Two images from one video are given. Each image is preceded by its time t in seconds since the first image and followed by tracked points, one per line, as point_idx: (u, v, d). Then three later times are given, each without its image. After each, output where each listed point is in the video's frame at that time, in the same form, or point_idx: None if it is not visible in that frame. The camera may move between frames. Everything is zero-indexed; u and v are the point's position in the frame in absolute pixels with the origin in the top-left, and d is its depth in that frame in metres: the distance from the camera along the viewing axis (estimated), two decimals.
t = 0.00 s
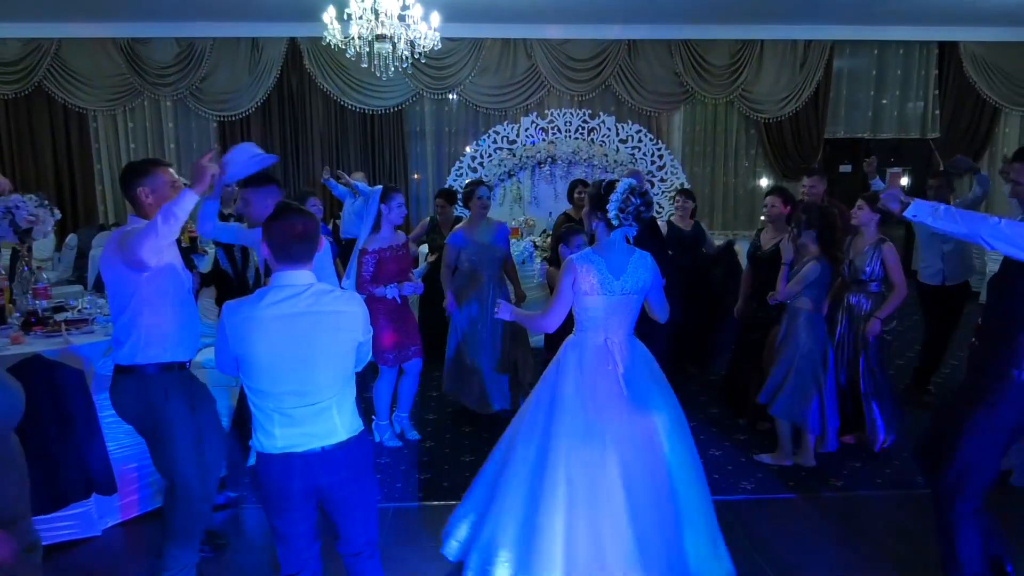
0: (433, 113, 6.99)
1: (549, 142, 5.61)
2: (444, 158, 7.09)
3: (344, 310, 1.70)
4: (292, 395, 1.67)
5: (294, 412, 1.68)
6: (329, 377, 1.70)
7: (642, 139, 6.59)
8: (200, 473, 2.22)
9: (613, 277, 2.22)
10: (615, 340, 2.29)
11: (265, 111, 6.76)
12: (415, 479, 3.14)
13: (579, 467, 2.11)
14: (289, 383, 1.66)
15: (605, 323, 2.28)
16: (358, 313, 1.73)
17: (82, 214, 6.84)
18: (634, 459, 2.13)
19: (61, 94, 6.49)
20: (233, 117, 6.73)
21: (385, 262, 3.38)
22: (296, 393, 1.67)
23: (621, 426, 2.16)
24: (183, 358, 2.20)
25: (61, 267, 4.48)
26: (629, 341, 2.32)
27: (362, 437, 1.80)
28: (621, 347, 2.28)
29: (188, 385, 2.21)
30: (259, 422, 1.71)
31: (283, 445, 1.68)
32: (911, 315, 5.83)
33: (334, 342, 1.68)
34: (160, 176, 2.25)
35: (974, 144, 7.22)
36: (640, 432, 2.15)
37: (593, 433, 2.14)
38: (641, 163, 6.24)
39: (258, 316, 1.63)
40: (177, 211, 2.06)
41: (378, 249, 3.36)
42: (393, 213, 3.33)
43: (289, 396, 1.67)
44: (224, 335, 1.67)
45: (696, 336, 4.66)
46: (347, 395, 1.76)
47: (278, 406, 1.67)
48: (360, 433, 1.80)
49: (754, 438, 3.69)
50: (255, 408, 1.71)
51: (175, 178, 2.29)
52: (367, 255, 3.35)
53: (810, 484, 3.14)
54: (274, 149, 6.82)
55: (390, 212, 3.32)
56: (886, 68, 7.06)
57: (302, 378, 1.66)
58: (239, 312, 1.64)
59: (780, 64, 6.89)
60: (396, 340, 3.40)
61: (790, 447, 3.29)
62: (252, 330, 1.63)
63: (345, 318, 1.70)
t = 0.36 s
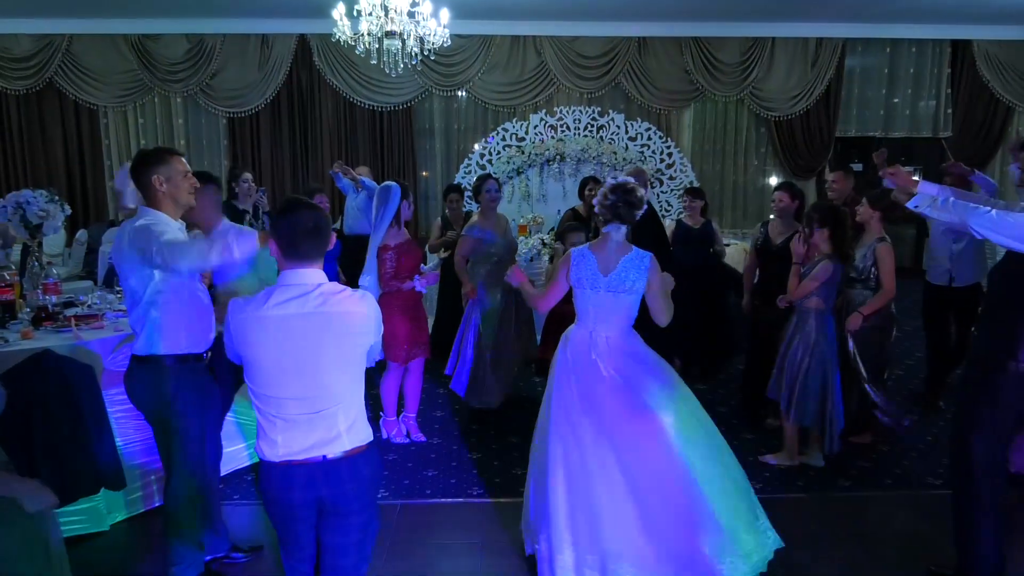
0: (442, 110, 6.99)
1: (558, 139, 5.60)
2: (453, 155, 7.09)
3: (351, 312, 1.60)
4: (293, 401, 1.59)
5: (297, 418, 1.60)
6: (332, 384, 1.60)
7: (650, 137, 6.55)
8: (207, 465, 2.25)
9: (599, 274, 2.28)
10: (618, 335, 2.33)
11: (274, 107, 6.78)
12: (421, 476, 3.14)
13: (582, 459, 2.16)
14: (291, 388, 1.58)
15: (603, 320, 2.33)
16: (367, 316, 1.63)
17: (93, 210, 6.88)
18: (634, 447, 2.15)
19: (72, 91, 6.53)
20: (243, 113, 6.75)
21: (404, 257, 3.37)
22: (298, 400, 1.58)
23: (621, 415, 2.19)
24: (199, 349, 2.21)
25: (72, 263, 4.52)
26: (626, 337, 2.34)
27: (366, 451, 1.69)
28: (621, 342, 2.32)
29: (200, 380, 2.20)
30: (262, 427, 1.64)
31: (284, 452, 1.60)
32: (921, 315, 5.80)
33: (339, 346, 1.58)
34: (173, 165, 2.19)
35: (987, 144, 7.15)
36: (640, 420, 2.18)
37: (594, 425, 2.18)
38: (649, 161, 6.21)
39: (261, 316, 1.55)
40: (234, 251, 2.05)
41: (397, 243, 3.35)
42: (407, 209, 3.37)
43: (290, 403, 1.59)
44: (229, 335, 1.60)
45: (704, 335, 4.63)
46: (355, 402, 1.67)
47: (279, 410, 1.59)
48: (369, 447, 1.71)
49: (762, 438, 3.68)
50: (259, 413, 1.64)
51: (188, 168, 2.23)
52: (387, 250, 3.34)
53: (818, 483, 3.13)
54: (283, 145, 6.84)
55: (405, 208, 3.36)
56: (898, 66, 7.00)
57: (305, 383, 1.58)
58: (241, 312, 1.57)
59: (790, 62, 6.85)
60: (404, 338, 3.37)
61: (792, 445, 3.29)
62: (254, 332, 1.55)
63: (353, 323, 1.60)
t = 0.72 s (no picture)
0: (435, 104, 6.98)
1: (552, 134, 5.59)
2: (447, 149, 7.09)
3: (341, 319, 1.54)
4: (277, 412, 1.52)
5: (279, 430, 1.53)
6: (318, 394, 1.54)
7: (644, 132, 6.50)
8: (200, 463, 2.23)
9: (577, 268, 2.32)
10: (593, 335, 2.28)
11: (266, 101, 6.75)
12: (416, 473, 3.14)
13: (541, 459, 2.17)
14: (274, 398, 1.51)
15: (583, 319, 2.31)
16: (358, 324, 1.56)
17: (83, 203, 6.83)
18: (592, 451, 2.12)
19: (62, 83, 6.47)
20: (235, 106, 6.71)
21: (403, 255, 3.36)
22: (281, 411, 1.52)
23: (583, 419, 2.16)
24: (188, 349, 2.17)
25: (62, 257, 4.49)
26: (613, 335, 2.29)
27: (355, 459, 1.66)
28: (597, 341, 2.27)
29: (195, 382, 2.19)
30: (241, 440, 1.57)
31: (265, 467, 1.54)
32: (912, 310, 5.84)
33: (325, 355, 1.52)
34: (175, 165, 2.17)
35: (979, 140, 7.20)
36: (601, 424, 2.14)
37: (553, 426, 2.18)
38: (643, 156, 6.19)
39: (245, 321, 1.50)
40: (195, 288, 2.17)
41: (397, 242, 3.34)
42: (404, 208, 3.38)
43: (273, 414, 1.52)
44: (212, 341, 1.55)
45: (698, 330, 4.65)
46: (340, 414, 1.60)
47: (259, 421, 1.53)
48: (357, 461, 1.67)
49: (755, 432, 3.69)
50: (237, 425, 1.58)
51: (189, 166, 2.20)
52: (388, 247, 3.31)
53: (811, 479, 3.14)
54: (276, 139, 6.82)
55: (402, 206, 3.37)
56: (891, 61, 7.01)
57: (288, 394, 1.51)
58: (224, 318, 1.51)
59: (784, 57, 6.85)
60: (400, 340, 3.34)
61: (791, 442, 3.24)
62: (238, 338, 1.50)
63: (337, 328, 1.53)
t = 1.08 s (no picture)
0: (440, 99, 6.97)
1: (556, 129, 5.59)
2: (451, 145, 7.09)
3: (317, 315, 1.45)
4: (243, 404, 1.47)
5: (253, 425, 1.48)
6: (294, 391, 1.47)
7: (649, 127, 6.49)
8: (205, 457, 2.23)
9: (577, 263, 2.28)
10: (591, 333, 2.24)
11: (271, 95, 6.75)
12: (420, 468, 3.15)
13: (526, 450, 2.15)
14: (246, 391, 1.45)
15: (583, 315, 2.27)
16: (337, 321, 1.47)
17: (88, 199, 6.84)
18: (571, 447, 2.09)
19: (67, 78, 6.47)
20: (240, 101, 6.72)
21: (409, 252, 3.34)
22: (256, 406, 1.47)
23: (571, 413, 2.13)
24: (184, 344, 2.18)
25: (66, 251, 4.49)
26: (612, 331, 2.23)
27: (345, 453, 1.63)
28: (594, 340, 2.22)
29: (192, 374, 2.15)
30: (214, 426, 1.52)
31: (237, 456, 1.49)
32: (917, 306, 5.82)
33: (299, 354, 1.44)
34: (206, 156, 2.24)
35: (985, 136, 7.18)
36: (587, 421, 2.10)
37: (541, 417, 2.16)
38: (648, 152, 6.16)
39: (215, 312, 1.42)
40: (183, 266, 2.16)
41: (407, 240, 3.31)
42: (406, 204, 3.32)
43: (248, 408, 1.47)
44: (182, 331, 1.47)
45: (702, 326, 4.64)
46: (316, 409, 1.53)
47: (232, 413, 1.48)
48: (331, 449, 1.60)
49: (759, 428, 3.69)
50: (211, 415, 1.52)
51: (220, 157, 2.26)
52: (398, 244, 3.29)
53: (816, 475, 3.14)
54: (280, 134, 6.83)
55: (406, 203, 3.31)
56: (898, 56, 6.98)
57: (262, 389, 1.45)
58: (196, 305, 1.44)
59: (790, 52, 6.82)
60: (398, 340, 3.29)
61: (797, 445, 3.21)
62: (208, 330, 1.43)
63: (308, 325, 1.44)
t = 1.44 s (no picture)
0: (439, 95, 6.96)
1: (555, 126, 5.58)
2: (449, 141, 7.07)
3: (298, 318, 1.44)
4: (231, 411, 1.45)
5: (238, 431, 1.46)
6: (280, 396, 1.45)
7: (648, 124, 6.48)
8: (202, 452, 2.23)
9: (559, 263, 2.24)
10: (575, 337, 2.20)
11: (269, 91, 6.74)
12: (417, 465, 3.15)
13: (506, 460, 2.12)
14: (232, 399, 1.43)
15: (566, 317, 2.22)
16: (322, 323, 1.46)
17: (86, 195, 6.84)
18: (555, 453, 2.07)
19: (65, 73, 6.45)
20: (238, 96, 6.70)
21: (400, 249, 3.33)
22: (240, 410, 1.45)
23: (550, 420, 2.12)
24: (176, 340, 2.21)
25: (63, 247, 4.48)
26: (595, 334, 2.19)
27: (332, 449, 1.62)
28: (577, 343, 2.18)
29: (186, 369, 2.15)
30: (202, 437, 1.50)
31: (224, 461, 1.47)
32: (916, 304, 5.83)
33: (286, 357, 1.43)
34: (223, 151, 2.36)
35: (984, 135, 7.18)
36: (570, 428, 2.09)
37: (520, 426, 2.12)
38: (647, 148, 6.12)
39: (196, 318, 1.41)
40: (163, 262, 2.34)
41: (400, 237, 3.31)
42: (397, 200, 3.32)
43: (233, 414, 1.45)
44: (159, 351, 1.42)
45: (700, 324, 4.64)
46: (304, 412, 1.51)
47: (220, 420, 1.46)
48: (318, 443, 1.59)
49: (756, 426, 3.69)
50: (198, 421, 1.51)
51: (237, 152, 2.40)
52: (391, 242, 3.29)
53: (813, 472, 3.14)
54: (279, 130, 6.82)
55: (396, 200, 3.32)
56: (897, 55, 6.98)
57: (248, 396, 1.43)
58: (175, 312, 1.42)
59: (790, 50, 6.81)
60: (390, 340, 3.25)
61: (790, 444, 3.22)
62: (192, 340, 1.40)
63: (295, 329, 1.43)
